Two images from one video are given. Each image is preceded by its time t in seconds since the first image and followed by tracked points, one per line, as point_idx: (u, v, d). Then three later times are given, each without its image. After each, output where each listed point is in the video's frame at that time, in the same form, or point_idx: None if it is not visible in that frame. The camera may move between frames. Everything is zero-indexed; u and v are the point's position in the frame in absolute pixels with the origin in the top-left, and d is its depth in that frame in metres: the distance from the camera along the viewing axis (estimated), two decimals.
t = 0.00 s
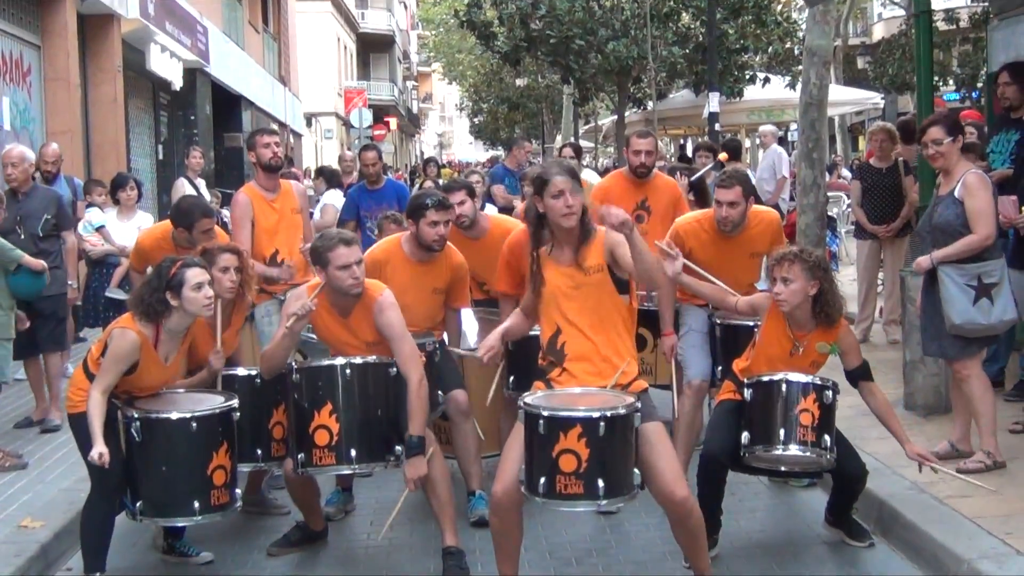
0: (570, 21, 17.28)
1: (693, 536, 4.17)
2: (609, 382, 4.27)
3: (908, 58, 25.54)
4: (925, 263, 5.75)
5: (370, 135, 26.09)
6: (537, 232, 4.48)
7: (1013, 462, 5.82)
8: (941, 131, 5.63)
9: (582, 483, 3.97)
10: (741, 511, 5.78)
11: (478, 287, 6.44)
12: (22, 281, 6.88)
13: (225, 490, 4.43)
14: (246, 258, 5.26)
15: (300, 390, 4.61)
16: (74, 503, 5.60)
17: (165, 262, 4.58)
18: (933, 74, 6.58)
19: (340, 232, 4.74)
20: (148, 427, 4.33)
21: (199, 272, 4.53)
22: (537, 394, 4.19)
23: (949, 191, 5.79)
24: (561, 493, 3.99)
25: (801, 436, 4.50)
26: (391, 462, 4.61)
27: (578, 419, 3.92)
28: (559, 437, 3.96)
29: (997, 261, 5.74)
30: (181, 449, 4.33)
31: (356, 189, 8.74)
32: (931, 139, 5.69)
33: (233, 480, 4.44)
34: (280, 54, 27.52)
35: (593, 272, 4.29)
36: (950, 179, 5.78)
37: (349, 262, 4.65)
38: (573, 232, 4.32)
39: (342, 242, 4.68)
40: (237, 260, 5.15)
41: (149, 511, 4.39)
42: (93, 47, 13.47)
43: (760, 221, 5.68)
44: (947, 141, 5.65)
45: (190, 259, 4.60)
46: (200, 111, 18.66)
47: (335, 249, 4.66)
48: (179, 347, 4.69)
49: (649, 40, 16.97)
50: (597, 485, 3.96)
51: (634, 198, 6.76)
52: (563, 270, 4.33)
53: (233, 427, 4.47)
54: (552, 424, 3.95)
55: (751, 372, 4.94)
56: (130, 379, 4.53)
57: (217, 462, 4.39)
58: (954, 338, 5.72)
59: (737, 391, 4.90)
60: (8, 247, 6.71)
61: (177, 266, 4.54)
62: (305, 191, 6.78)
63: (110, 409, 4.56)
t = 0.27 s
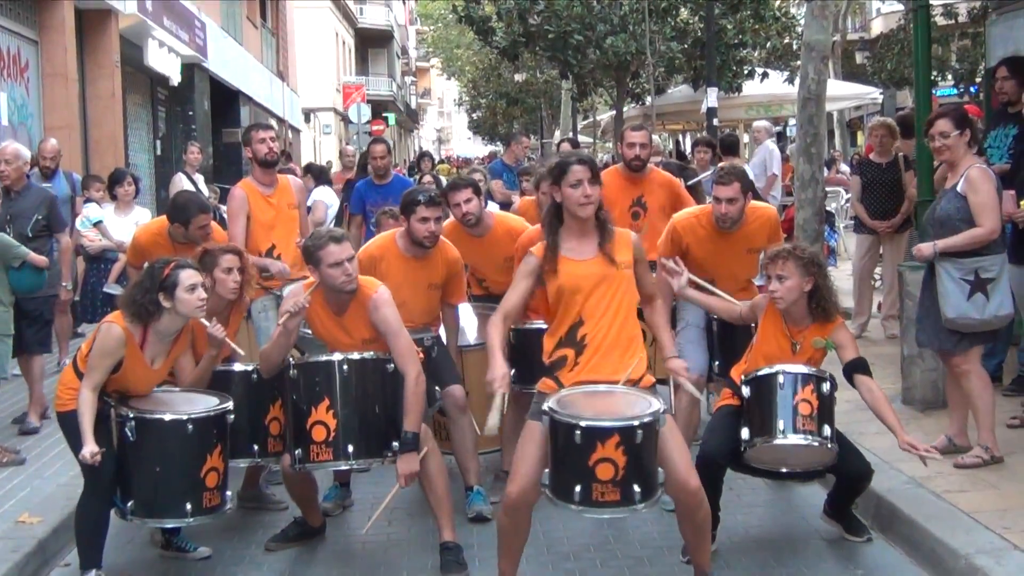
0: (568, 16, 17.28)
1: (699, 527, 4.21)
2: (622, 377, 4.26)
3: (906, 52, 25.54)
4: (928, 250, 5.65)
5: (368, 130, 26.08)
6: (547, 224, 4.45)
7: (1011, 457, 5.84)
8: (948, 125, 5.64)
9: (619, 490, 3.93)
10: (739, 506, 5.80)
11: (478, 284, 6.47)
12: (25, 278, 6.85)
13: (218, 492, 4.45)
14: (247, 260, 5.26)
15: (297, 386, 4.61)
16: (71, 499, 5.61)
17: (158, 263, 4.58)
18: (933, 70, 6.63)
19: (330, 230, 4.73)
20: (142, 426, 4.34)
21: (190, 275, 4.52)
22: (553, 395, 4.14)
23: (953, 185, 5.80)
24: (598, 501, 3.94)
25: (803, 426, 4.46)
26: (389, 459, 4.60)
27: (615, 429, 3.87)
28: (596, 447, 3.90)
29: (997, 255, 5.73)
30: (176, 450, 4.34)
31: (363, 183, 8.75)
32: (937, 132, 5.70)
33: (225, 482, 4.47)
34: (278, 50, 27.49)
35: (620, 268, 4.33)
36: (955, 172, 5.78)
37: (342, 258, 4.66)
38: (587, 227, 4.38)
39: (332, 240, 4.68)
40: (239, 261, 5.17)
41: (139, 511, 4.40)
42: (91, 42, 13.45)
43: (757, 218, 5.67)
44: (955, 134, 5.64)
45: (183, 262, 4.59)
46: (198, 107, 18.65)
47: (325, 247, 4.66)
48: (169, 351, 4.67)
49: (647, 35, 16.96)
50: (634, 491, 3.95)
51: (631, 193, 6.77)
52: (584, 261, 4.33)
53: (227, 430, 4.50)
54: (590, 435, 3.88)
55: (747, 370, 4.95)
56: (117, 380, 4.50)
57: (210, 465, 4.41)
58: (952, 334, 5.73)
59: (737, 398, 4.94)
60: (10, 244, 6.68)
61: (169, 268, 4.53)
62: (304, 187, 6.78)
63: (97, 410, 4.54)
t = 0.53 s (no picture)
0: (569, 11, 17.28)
1: (700, 509, 4.30)
2: (625, 367, 4.30)
3: (906, 48, 25.55)
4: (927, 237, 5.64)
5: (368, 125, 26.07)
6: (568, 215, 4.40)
7: (1009, 453, 5.85)
8: (949, 120, 5.63)
9: (647, 466, 4.03)
10: (738, 501, 5.80)
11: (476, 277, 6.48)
12: (23, 271, 6.88)
13: (216, 488, 4.46)
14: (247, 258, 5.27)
15: (297, 382, 4.60)
16: (70, 493, 5.61)
17: (154, 260, 4.55)
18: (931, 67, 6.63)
19: (342, 224, 4.71)
20: (142, 423, 4.34)
21: (186, 274, 4.49)
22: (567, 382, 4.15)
23: (952, 180, 5.80)
24: (627, 478, 4.02)
25: (808, 420, 4.46)
26: (389, 454, 4.59)
27: (641, 404, 3.96)
28: (624, 423, 3.97)
29: (998, 248, 5.74)
30: (175, 446, 4.34)
31: (374, 176, 8.72)
32: (936, 128, 5.69)
33: (223, 478, 4.48)
34: (278, 44, 27.47)
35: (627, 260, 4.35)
36: (954, 167, 5.78)
37: (354, 252, 4.62)
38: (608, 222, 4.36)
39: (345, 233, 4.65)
40: (238, 260, 5.16)
41: (137, 507, 4.40)
42: (91, 36, 13.44)
43: (757, 214, 5.67)
44: (957, 130, 5.63)
45: (179, 259, 4.56)
46: (198, 100, 18.63)
47: (337, 240, 4.63)
48: (163, 347, 4.65)
49: (648, 30, 16.96)
50: (658, 466, 4.05)
51: (630, 188, 6.77)
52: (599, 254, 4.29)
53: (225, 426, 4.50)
54: (618, 412, 3.96)
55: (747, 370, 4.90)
56: (109, 377, 4.50)
57: (209, 460, 4.42)
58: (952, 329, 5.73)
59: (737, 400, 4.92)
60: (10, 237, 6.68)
61: (165, 265, 4.50)
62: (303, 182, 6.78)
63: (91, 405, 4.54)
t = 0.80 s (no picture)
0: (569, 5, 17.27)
1: (697, 502, 4.28)
2: (621, 356, 4.28)
3: (907, 43, 25.53)
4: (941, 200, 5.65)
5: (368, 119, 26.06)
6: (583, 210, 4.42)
7: (1007, 449, 5.85)
8: (951, 115, 5.59)
9: (633, 465, 4.00)
10: (736, 496, 5.81)
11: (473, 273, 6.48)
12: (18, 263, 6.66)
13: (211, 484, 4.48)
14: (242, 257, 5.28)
15: (299, 375, 4.60)
16: (69, 485, 5.61)
17: (150, 253, 4.56)
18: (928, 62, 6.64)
19: (351, 216, 4.69)
20: (140, 418, 4.33)
21: (182, 266, 4.50)
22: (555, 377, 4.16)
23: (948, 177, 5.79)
24: (611, 476, 4.00)
25: (806, 415, 4.47)
26: (390, 446, 4.61)
27: (627, 404, 3.94)
28: (609, 423, 3.95)
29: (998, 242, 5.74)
30: (173, 441, 4.34)
31: (374, 169, 8.69)
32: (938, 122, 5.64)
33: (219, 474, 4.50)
34: (278, 38, 27.45)
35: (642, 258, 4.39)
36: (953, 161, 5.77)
37: (360, 247, 4.61)
38: (628, 221, 4.39)
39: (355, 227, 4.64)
40: (230, 256, 5.16)
41: (133, 501, 4.41)
42: (90, 29, 13.44)
43: (755, 210, 5.67)
44: (960, 125, 5.59)
45: (175, 253, 4.57)
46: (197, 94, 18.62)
47: (346, 234, 4.61)
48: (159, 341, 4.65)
49: (648, 25, 16.95)
50: (645, 464, 4.02)
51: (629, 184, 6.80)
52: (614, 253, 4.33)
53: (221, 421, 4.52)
54: (603, 411, 3.93)
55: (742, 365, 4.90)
56: (106, 371, 4.49)
57: (206, 456, 4.44)
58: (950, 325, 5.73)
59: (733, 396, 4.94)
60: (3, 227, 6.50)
61: (161, 258, 4.51)
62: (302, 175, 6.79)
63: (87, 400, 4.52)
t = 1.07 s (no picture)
0: None
1: (687, 513, 4.19)
2: (613, 361, 4.28)
3: (909, 40, 25.51)
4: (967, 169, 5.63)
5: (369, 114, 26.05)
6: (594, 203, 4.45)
7: (1008, 445, 5.85)
8: (954, 108, 5.60)
9: (576, 462, 3.96)
10: (737, 493, 5.81)
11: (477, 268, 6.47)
12: (17, 255, 6.61)
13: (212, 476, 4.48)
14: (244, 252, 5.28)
15: (303, 370, 4.58)
16: (70, 479, 5.62)
17: (153, 247, 4.55)
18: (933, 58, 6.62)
19: (383, 180, 4.69)
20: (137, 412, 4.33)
21: (184, 260, 4.50)
22: (542, 369, 4.24)
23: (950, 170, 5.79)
24: (554, 470, 3.99)
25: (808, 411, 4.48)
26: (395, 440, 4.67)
27: (571, 398, 3.91)
28: (555, 415, 3.95)
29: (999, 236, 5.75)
30: (171, 435, 4.35)
31: (366, 163, 8.74)
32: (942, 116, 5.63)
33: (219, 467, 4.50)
34: (280, 32, 27.42)
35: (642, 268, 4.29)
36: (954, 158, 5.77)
37: (389, 211, 4.62)
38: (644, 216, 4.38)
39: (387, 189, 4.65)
40: (229, 254, 5.16)
41: (132, 496, 4.41)
42: (92, 22, 13.44)
43: (757, 205, 5.67)
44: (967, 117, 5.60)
45: (178, 246, 4.57)
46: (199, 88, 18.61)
47: (375, 197, 4.62)
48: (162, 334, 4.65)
49: (650, 20, 16.94)
50: (590, 463, 3.96)
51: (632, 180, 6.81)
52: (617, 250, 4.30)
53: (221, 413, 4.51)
54: (549, 402, 3.94)
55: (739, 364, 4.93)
56: (109, 363, 4.49)
57: (205, 450, 4.44)
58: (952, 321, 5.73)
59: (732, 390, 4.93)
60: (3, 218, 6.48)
61: (164, 252, 4.50)
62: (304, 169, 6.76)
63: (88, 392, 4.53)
